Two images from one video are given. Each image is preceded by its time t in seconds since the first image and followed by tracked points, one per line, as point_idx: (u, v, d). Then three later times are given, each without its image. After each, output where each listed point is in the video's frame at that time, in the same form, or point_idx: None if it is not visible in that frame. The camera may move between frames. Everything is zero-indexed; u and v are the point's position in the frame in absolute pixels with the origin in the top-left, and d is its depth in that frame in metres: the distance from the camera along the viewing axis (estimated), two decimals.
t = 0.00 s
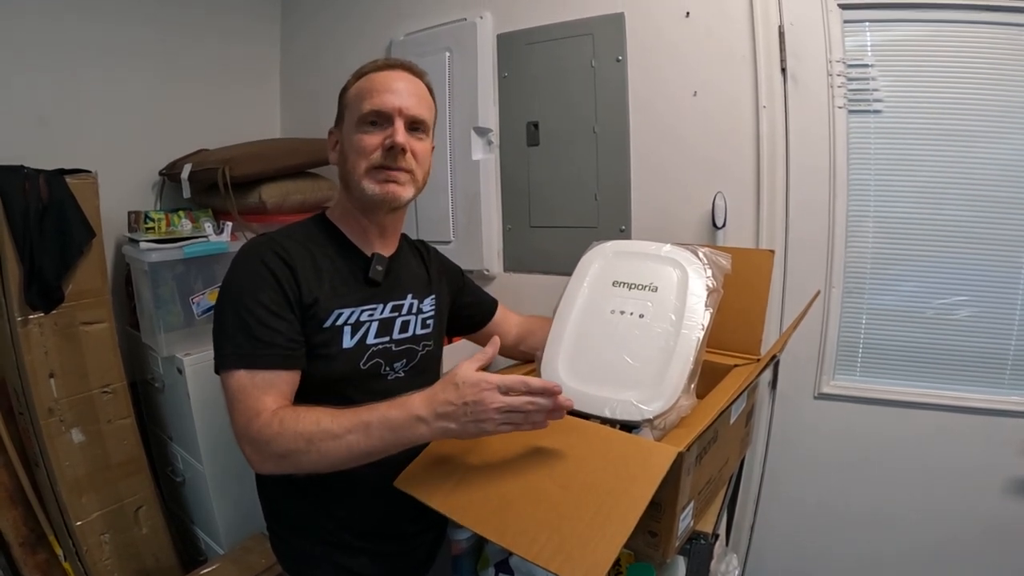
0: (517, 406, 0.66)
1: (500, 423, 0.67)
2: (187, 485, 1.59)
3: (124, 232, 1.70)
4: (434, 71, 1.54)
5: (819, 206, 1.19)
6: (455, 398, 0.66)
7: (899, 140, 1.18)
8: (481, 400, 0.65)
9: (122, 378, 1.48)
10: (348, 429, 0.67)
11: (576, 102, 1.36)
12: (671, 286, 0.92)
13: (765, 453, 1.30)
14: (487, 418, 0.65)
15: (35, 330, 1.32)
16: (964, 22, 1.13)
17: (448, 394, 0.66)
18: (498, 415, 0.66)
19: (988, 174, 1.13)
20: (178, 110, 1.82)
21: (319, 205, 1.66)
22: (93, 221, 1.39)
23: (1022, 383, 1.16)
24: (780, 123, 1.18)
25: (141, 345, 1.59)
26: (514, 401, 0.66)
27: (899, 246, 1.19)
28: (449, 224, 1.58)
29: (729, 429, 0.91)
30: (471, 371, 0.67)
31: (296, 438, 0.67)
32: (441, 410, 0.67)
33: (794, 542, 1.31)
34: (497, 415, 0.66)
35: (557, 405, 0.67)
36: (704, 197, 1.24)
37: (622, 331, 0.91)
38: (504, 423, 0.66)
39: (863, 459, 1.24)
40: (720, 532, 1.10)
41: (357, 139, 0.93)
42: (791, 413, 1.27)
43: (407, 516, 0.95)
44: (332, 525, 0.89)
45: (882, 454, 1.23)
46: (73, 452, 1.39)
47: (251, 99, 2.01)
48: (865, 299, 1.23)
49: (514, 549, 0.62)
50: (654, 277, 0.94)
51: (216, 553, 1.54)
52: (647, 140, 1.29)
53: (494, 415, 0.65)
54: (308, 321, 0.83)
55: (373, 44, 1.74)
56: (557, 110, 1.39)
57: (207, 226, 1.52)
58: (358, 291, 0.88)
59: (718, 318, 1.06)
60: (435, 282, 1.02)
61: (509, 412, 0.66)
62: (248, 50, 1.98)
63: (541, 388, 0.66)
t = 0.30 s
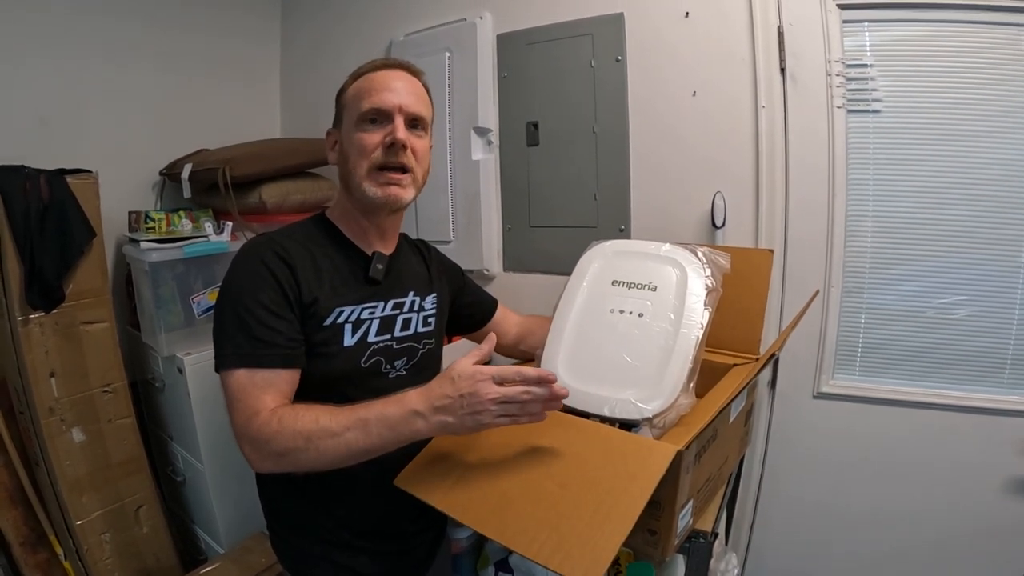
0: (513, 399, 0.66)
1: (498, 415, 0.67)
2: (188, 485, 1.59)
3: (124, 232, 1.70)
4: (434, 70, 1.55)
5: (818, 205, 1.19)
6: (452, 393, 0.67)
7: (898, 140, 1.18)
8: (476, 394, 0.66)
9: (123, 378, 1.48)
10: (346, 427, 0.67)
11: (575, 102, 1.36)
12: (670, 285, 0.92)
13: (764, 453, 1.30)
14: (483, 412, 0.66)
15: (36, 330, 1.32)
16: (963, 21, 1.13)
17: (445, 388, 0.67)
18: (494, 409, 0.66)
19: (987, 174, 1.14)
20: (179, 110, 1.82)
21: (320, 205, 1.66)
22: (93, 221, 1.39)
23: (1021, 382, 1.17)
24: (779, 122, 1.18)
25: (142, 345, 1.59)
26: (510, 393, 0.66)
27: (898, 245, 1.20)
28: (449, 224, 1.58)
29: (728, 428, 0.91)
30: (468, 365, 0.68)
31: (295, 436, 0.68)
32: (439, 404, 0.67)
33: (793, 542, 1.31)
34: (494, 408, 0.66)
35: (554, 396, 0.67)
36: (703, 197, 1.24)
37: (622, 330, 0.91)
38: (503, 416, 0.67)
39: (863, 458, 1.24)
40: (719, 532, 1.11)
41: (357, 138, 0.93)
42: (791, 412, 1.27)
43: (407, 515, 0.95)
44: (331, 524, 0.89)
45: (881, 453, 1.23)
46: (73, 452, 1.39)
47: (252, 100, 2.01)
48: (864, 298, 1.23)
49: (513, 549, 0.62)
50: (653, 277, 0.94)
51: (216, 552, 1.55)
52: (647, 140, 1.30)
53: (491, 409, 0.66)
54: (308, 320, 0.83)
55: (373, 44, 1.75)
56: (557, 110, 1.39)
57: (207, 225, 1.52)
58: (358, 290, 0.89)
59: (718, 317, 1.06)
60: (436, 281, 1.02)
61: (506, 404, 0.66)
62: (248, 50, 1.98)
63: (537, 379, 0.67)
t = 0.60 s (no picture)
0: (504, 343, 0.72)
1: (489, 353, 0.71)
2: (188, 484, 1.59)
3: (125, 232, 1.70)
4: (435, 71, 1.55)
5: (818, 205, 1.20)
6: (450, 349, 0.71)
7: (898, 141, 1.18)
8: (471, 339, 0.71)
9: (124, 377, 1.49)
10: (354, 403, 0.68)
11: (575, 103, 1.36)
12: (670, 285, 0.92)
13: (764, 453, 1.30)
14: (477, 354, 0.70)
15: (37, 330, 1.32)
16: (963, 22, 1.13)
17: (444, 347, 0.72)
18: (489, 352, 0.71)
19: (987, 174, 1.14)
20: (180, 110, 1.82)
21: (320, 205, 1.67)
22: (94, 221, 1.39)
23: (1021, 382, 1.17)
24: (779, 122, 1.18)
25: (143, 345, 1.60)
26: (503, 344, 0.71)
27: (898, 245, 1.20)
28: (450, 224, 1.58)
29: (728, 428, 0.91)
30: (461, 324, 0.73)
31: (303, 415, 0.68)
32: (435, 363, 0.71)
33: (793, 542, 1.32)
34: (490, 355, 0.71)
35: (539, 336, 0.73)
36: (703, 198, 1.25)
37: (622, 330, 0.91)
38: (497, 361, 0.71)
39: (863, 458, 1.24)
40: (719, 531, 1.11)
41: (351, 142, 0.94)
42: (791, 412, 1.28)
43: (408, 514, 0.95)
44: (332, 523, 0.89)
45: (881, 453, 1.23)
46: (74, 452, 1.40)
47: (252, 100, 2.01)
48: (864, 298, 1.23)
49: (516, 547, 0.63)
50: (654, 277, 0.94)
51: (216, 552, 1.55)
52: (648, 140, 1.30)
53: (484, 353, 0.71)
54: (310, 314, 0.84)
55: (374, 44, 1.75)
56: (557, 111, 1.39)
57: (208, 225, 1.52)
58: (360, 286, 0.89)
59: (718, 317, 1.06)
60: (437, 279, 1.02)
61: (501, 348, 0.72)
62: (249, 50, 1.98)
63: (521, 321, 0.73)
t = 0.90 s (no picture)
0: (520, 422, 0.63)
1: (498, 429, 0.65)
2: (189, 484, 1.59)
3: (126, 232, 1.70)
4: (436, 70, 1.55)
5: (819, 205, 1.20)
6: (454, 414, 0.63)
7: (899, 140, 1.18)
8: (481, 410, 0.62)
9: (125, 377, 1.49)
10: (348, 434, 0.67)
11: (576, 102, 1.37)
12: (672, 284, 0.92)
13: (765, 452, 1.30)
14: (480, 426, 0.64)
15: (38, 329, 1.32)
16: (965, 22, 1.13)
17: (446, 410, 0.64)
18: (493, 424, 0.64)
19: (988, 174, 1.14)
20: (181, 109, 1.82)
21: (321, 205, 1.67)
22: (96, 220, 1.39)
23: (1022, 383, 1.17)
24: (780, 121, 1.18)
25: (143, 344, 1.60)
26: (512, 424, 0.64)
27: (899, 245, 1.20)
28: (450, 224, 1.58)
29: (729, 428, 0.91)
30: (470, 385, 0.63)
31: (296, 438, 0.67)
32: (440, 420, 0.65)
33: (793, 542, 1.32)
34: (496, 428, 0.64)
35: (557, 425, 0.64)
36: (704, 197, 1.25)
37: (624, 329, 0.91)
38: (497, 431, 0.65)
39: (863, 458, 1.24)
40: (720, 530, 1.11)
41: (362, 135, 0.94)
42: (791, 412, 1.28)
43: (408, 513, 0.95)
44: (332, 523, 0.89)
45: (882, 453, 1.23)
46: (75, 451, 1.40)
47: (253, 99, 2.01)
48: (865, 298, 1.23)
49: (515, 546, 0.62)
50: (655, 276, 0.94)
51: (217, 551, 1.55)
52: (649, 140, 1.30)
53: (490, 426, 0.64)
54: (309, 315, 0.83)
55: (375, 44, 1.75)
56: (558, 110, 1.39)
57: (208, 225, 1.52)
58: (359, 287, 0.89)
59: (720, 317, 1.06)
60: (438, 279, 1.02)
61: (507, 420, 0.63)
62: (249, 50, 1.98)
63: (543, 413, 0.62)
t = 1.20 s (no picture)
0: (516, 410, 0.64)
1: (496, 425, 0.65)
2: (190, 483, 1.59)
3: (127, 232, 1.71)
4: (437, 70, 1.55)
5: (819, 205, 1.20)
6: (452, 408, 0.64)
7: (899, 139, 1.18)
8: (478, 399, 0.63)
9: (126, 377, 1.49)
10: (348, 433, 0.67)
11: (576, 103, 1.37)
12: (671, 284, 0.92)
13: (765, 452, 1.30)
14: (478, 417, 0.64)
15: (38, 330, 1.32)
16: (965, 22, 1.14)
17: (445, 403, 0.65)
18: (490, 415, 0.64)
19: (988, 173, 1.14)
20: (182, 110, 1.83)
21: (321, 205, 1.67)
22: (97, 221, 1.39)
23: (1022, 382, 1.17)
24: (780, 121, 1.18)
25: (144, 344, 1.60)
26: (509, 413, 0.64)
27: (899, 245, 1.20)
28: (451, 224, 1.59)
29: (729, 427, 0.91)
30: (467, 379, 0.64)
31: (296, 438, 0.68)
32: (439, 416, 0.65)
33: (794, 541, 1.32)
34: (494, 419, 0.64)
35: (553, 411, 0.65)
36: (703, 197, 1.25)
37: (623, 329, 0.91)
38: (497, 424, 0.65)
39: (863, 458, 1.24)
40: (721, 530, 1.11)
41: (360, 138, 0.94)
42: (791, 412, 1.28)
43: (408, 513, 0.95)
44: (332, 522, 0.89)
45: (882, 452, 1.23)
46: (76, 451, 1.40)
47: (253, 99, 2.01)
48: (865, 297, 1.23)
49: (517, 545, 0.62)
50: (654, 276, 0.94)
51: (218, 551, 1.55)
52: (649, 140, 1.30)
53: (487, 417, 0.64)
54: (308, 317, 0.84)
55: (375, 44, 1.75)
56: (558, 110, 1.39)
57: (209, 225, 1.52)
58: (359, 288, 0.89)
59: (719, 316, 1.06)
60: (438, 280, 1.03)
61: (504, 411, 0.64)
62: (250, 50, 1.99)
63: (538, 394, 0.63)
